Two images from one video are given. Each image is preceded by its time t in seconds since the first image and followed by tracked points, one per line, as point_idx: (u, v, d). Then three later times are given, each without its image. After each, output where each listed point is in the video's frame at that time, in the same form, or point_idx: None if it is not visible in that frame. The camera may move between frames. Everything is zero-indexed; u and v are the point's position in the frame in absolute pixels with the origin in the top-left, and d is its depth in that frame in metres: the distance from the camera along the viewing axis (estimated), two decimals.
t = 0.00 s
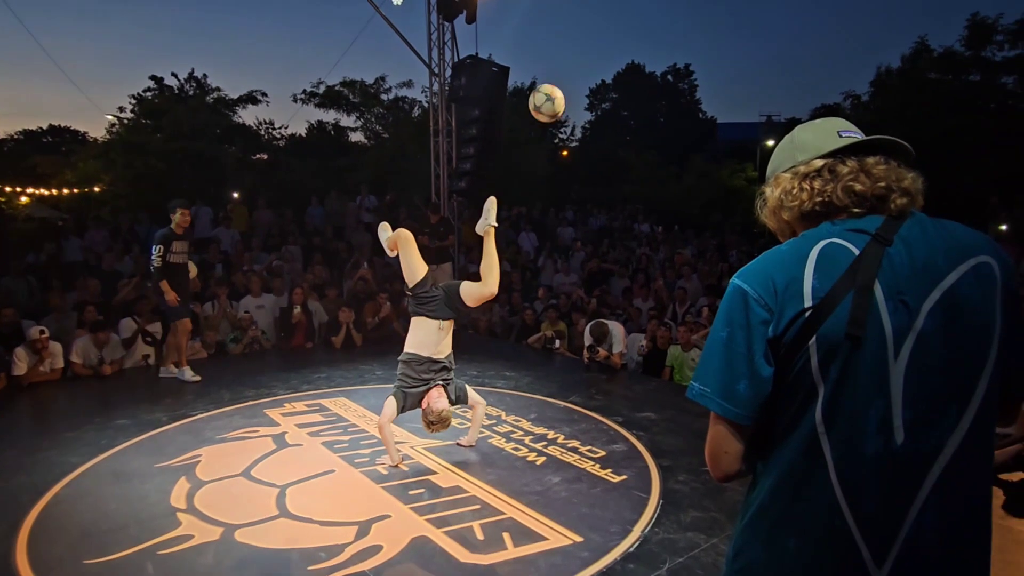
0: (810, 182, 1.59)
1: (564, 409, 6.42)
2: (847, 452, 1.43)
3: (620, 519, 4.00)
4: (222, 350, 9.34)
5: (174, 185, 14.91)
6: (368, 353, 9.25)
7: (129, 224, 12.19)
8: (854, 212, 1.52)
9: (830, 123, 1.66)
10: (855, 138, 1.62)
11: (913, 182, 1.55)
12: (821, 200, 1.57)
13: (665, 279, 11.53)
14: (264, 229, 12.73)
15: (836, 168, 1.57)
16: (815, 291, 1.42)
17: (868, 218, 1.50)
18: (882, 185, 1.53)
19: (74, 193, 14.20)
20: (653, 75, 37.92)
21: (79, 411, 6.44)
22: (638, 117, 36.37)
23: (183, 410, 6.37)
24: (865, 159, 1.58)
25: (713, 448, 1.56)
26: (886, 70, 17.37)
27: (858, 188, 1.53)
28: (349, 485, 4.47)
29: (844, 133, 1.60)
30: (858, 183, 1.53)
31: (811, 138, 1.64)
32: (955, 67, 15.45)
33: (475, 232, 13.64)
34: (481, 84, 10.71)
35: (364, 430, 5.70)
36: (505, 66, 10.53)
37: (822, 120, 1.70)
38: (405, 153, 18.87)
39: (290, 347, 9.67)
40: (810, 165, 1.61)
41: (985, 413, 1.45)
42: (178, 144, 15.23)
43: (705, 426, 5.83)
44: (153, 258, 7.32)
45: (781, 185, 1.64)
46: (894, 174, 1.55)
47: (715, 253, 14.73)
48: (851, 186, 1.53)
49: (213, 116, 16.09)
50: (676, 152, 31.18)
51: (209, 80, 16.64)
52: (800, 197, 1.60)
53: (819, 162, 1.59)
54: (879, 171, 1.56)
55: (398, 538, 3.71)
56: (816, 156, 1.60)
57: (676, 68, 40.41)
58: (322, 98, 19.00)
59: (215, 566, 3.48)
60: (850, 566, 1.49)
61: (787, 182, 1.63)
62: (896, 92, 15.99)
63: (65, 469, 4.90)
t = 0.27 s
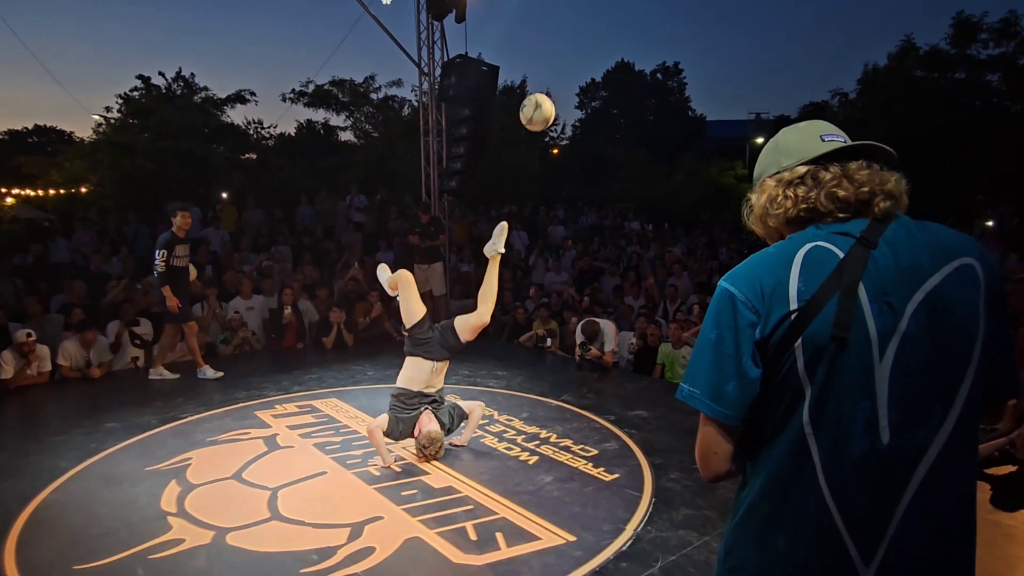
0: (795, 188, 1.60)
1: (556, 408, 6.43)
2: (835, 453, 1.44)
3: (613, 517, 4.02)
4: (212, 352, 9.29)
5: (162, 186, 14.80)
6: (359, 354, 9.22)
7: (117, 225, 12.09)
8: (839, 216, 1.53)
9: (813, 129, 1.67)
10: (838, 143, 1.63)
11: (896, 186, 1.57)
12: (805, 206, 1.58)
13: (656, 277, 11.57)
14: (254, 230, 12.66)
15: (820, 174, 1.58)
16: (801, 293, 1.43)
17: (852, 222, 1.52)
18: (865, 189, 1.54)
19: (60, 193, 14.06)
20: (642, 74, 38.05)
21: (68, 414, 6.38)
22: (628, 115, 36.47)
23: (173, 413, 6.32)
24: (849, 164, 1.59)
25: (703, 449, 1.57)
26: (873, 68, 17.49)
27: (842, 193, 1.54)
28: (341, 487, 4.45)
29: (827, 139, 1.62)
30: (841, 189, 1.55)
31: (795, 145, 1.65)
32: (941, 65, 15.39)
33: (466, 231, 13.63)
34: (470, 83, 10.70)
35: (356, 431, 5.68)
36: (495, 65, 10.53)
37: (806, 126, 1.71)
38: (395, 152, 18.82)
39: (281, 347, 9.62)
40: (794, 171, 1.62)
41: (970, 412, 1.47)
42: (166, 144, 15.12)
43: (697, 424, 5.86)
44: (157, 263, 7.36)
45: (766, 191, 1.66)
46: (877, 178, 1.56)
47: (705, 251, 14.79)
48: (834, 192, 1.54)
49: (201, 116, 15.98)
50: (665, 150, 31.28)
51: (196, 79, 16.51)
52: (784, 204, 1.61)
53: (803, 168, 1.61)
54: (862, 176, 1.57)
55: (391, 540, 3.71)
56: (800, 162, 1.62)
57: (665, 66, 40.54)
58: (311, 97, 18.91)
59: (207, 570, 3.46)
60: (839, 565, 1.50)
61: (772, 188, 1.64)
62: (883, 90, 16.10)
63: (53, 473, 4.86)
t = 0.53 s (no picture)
0: (783, 185, 1.60)
1: (550, 407, 6.43)
2: (826, 447, 1.44)
3: (607, 516, 4.02)
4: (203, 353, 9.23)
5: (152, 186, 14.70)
6: (352, 354, 9.19)
7: (107, 226, 12.00)
8: (828, 211, 1.53)
9: (802, 126, 1.67)
10: (827, 139, 1.63)
11: (884, 180, 1.57)
12: (795, 201, 1.58)
13: (649, 275, 11.59)
14: (245, 230, 12.59)
15: (808, 170, 1.59)
16: (790, 287, 1.43)
17: (841, 216, 1.52)
18: (853, 184, 1.54)
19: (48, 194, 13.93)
20: (634, 73, 38.16)
21: (57, 417, 6.31)
22: (619, 115, 36.55)
23: (164, 415, 6.27)
24: (837, 159, 1.59)
25: (696, 445, 1.56)
26: (862, 67, 17.59)
27: (830, 188, 1.54)
28: (334, 488, 4.43)
29: (815, 134, 1.62)
30: (830, 184, 1.55)
31: (783, 141, 1.65)
32: (929, 64, 15.59)
33: (459, 230, 13.62)
34: (462, 82, 10.68)
35: (349, 432, 5.65)
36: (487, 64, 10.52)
37: (795, 122, 1.71)
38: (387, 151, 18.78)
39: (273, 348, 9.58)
40: (783, 168, 1.62)
41: (961, 404, 1.47)
42: (156, 144, 15.00)
43: (690, 422, 5.87)
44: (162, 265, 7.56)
45: (756, 188, 1.66)
46: (866, 173, 1.56)
47: (697, 249, 14.84)
48: (823, 186, 1.54)
49: (191, 116, 15.87)
50: (657, 149, 31.37)
51: (186, 79, 16.40)
52: (773, 200, 1.61)
53: (791, 164, 1.61)
54: (850, 171, 1.57)
55: (385, 540, 3.69)
56: (789, 158, 1.62)
57: (656, 66, 40.68)
58: (302, 97, 18.84)
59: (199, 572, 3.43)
60: (834, 559, 1.50)
61: (761, 185, 1.64)
62: (873, 89, 16.21)
63: (42, 477, 4.80)
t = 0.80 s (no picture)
0: (774, 179, 1.61)
1: (542, 407, 6.42)
2: (819, 437, 1.44)
3: (600, 515, 4.01)
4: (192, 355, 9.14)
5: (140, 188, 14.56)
6: (343, 355, 9.15)
7: (94, 228, 11.88)
8: (819, 204, 1.54)
9: (793, 120, 1.67)
10: (817, 133, 1.64)
11: (875, 172, 1.57)
12: (785, 195, 1.58)
13: (640, 275, 11.61)
14: (234, 231, 12.50)
15: (798, 163, 1.59)
16: (780, 278, 1.44)
17: (831, 209, 1.52)
18: (843, 176, 1.54)
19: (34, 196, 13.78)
20: (624, 74, 38.28)
21: (42, 421, 6.22)
22: (609, 116, 36.64)
23: (152, 418, 6.20)
24: (827, 153, 1.59)
25: (691, 437, 1.57)
26: (850, 68, 17.72)
27: (821, 181, 1.55)
28: (325, 489, 4.40)
29: (805, 128, 1.62)
30: (820, 177, 1.55)
31: (774, 135, 1.65)
32: (916, 65, 15.70)
33: (450, 231, 13.59)
34: (453, 82, 10.67)
35: (341, 433, 5.62)
36: (477, 64, 10.50)
37: (786, 117, 1.72)
38: (378, 152, 18.71)
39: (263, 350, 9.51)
40: (774, 162, 1.62)
41: (955, 394, 1.45)
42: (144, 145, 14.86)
43: (682, 421, 5.88)
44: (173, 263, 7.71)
45: (747, 183, 1.66)
46: (855, 165, 1.57)
47: (687, 249, 14.89)
48: (813, 179, 1.55)
49: (179, 117, 15.74)
50: (647, 150, 31.46)
51: (174, 79, 16.30)
52: (764, 195, 1.62)
53: (781, 158, 1.61)
54: (840, 164, 1.57)
55: (378, 541, 3.67)
56: (780, 152, 1.62)
57: (646, 67, 40.81)
58: (292, 97, 18.73)
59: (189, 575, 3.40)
60: (829, 552, 1.49)
61: (752, 180, 1.65)
62: (861, 90, 16.32)
63: (28, 481, 4.73)
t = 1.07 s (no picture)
0: (766, 181, 1.61)
1: (536, 408, 6.41)
2: (810, 438, 1.44)
3: (594, 516, 4.01)
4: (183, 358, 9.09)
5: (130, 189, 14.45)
6: (336, 357, 9.11)
7: (83, 230, 11.78)
8: (810, 205, 1.54)
9: (786, 122, 1.67)
10: (809, 135, 1.64)
11: (866, 174, 1.57)
12: (777, 198, 1.58)
13: (633, 275, 11.63)
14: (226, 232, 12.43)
15: (789, 166, 1.59)
16: (771, 279, 1.44)
17: (822, 211, 1.52)
18: (834, 178, 1.55)
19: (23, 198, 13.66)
20: (616, 75, 38.38)
21: (31, 425, 6.17)
22: (602, 117, 36.72)
23: (143, 421, 6.16)
24: (819, 155, 1.60)
25: (683, 438, 1.57)
26: (840, 69, 17.83)
27: (812, 183, 1.55)
28: (317, 492, 4.37)
29: (797, 131, 1.62)
30: (811, 179, 1.56)
31: (766, 137, 1.66)
32: (906, 66, 15.82)
33: (443, 232, 13.58)
34: (445, 84, 10.67)
35: (333, 436, 5.60)
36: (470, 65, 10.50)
37: (779, 119, 1.72)
38: (370, 153, 18.67)
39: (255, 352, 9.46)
40: (766, 164, 1.63)
41: (946, 394, 1.45)
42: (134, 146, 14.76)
43: (675, 421, 5.90)
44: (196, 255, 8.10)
45: (739, 185, 1.66)
46: (847, 167, 1.57)
47: (680, 250, 14.93)
48: (804, 181, 1.55)
49: (170, 118, 15.64)
50: (639, 150, 31.53)
51: (165, 80, 16.21)
52: (755, 197, 1.62)
53: (773, 161, 1.62)
54: (831, 166, 1.58)
55: (371, 544, 3.66)
56: (771, 155, 1.62)
57: (638, 67, 40.90)
58: (284, 98, 18.65)
59: None
60: (821, 553, 1.49)
61: (744, 182, 1.65)
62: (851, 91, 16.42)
63: (17, 486, 4.68)
